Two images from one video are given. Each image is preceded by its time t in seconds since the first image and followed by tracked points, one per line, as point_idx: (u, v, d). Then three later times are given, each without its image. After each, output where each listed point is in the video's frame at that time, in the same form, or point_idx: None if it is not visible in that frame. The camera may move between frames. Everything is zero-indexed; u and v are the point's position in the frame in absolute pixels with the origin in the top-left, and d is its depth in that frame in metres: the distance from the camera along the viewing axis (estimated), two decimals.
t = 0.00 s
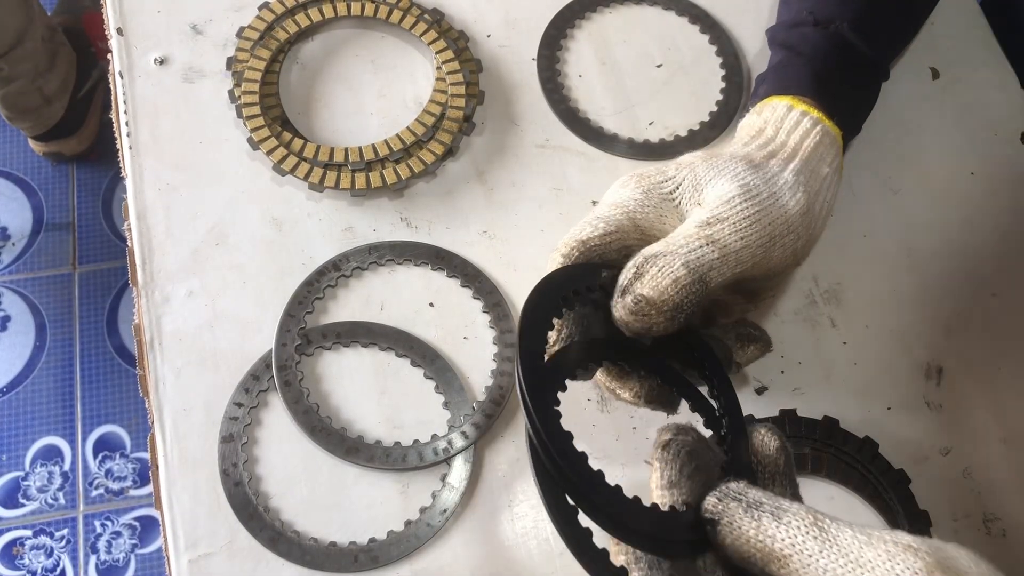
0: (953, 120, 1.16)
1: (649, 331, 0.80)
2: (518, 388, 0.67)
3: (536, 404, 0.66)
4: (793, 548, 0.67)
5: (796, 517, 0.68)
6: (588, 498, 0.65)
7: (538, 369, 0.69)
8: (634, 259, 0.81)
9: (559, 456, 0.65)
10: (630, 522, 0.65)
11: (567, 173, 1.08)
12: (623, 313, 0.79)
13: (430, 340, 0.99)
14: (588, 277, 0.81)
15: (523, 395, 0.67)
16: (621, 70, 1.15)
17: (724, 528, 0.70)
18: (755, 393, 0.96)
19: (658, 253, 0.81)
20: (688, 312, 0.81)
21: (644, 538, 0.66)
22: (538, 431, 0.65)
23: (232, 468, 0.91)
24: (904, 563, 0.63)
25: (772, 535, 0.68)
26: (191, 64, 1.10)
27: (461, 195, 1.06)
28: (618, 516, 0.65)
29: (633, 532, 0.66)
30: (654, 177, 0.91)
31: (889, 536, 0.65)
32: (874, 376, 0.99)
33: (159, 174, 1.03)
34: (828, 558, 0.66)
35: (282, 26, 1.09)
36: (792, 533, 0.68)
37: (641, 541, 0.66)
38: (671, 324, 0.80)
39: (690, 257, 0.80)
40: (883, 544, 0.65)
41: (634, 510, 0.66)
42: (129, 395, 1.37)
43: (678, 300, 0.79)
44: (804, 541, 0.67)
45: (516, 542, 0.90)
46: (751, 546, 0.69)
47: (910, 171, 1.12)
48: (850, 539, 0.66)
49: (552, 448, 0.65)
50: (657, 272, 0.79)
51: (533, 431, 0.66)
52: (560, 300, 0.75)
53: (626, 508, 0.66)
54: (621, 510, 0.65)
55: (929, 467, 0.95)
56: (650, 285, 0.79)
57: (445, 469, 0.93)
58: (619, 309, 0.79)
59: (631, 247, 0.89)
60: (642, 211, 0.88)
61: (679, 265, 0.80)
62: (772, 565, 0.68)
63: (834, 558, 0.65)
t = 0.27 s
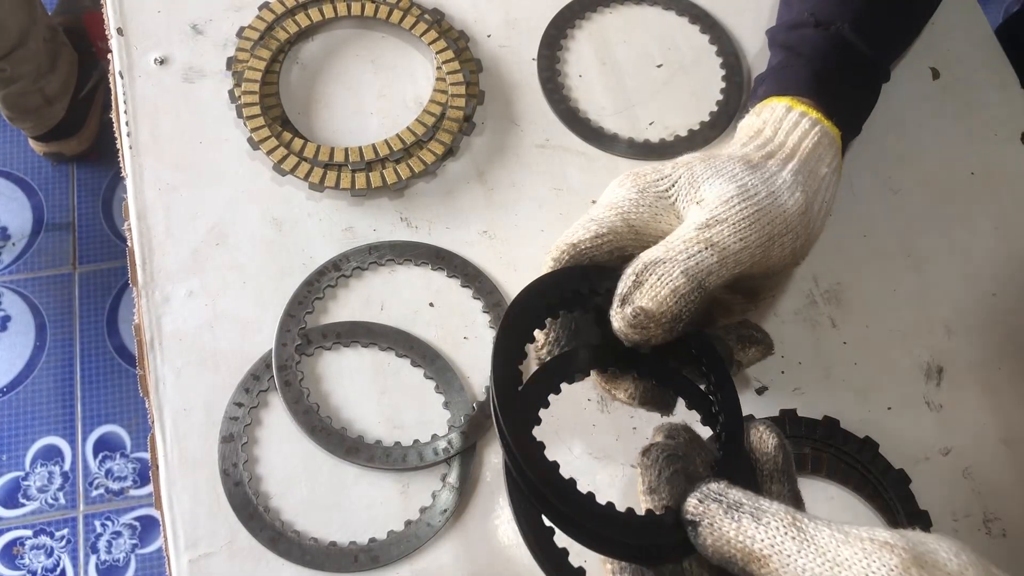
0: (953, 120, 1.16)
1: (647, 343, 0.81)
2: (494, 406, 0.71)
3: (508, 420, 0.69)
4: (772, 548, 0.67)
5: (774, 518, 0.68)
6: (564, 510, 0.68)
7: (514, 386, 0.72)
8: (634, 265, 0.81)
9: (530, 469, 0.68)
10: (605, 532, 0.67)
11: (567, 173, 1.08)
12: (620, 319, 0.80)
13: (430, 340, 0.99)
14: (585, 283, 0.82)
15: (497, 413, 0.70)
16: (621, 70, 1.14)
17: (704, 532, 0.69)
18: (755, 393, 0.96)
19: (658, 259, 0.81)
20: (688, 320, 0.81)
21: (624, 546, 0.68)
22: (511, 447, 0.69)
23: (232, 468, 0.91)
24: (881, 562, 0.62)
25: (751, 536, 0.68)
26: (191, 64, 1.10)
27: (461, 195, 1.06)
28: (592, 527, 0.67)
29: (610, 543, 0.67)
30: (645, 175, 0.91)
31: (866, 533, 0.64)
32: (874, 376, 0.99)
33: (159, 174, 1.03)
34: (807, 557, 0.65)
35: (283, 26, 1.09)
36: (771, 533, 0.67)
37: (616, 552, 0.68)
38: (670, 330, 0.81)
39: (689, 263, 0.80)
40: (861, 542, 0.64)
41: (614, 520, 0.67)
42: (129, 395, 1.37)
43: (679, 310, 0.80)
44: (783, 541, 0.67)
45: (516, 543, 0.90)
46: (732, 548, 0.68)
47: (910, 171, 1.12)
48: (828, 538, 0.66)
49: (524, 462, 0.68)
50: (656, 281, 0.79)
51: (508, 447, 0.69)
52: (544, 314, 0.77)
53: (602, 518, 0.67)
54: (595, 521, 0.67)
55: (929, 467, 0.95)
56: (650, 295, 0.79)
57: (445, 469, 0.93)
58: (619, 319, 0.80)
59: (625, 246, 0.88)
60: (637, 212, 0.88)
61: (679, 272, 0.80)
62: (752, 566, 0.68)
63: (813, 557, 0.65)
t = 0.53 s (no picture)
0: (953, 119, 1.16)
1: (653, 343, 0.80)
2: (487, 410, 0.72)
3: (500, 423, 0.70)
4: (800, 528, 0.68)
5: (801, 497, 0.69)
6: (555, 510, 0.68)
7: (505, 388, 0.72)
8: (644, 269, 0.81)
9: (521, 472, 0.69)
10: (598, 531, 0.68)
11: (567, 173, 1.08)
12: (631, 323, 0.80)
13: (430, 340, 0.99)
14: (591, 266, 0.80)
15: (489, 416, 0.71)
16: (621, 70, 1.15)
17: (733, 510, 0.69)
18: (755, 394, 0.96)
19: (668, 260, 0.81)
20: (701, 320, 0.82)
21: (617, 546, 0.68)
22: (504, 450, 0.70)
23: (232, 468, 0.91)
24: (907, 540, 0.64)
25: (779, 515, 0.69)
26: (191, 63, 1.10)
27: (461, 195, 1.06)
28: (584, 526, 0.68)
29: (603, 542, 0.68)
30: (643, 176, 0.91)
31: (890, 512, 0.67)
32: (874, 376, 0.99)
33: (159, 174, 1.03)
34: (833, 536, 0.67)
35: (283, 26, 1.09)
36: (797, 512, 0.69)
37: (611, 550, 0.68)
38: (685, 332, 0.81)
39: (700, 263, 0.81)
40: (885, 521, 0.66)
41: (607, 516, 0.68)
42: (129, 395, 1.37)
43: (693, 311, 0.80)
44: (810, 519, 0.68)
45: (515, 543, 0.90)
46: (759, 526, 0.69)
47: (910, 171, 1.12)
48: (852, 518, 0.67)
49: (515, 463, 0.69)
50: (668, 283, 0.80)
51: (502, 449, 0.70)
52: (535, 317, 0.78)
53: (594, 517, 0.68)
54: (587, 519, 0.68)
55: (929, 467, 0.95)
56: (662, 298, 0.79)
57: (445, 469, 0.93)
58: (631, 325, 0.80)
59: (630, 251, 0.89)
60: (640, 215, 0.88)
61: (690, 273, 0.80)
62: (778, 544, 0.69)
63: (839, 536, 0.67)
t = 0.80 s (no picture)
0: (953, 120, 1.16)
1: (650, 347, 0.81)
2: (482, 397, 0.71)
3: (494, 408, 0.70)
4: (784, 528, 0.68)
5: (784, 496, 0.69)
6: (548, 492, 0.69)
7: (499, 371, 0.72)
8: (633, 268, 0.81)
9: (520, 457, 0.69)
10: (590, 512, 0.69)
11: (566, 173, 1.08)
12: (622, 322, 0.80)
13: (430, 340, 0.99)
14: (598, 273, 0.83)
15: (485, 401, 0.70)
16: (621, 70, 1.15)
17: (717, 512, 0.70)
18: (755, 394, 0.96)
19: (658, 260, 0.81)
20: (691, 321, 0.81)
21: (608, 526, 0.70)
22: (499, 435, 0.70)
23: (232, 468, 0.91)
24: (890, 532, 0.65)
25: (763, 516, 0.69)
26: (191, 63, 1.10)
27: (461, 195, 1.06)
28: (578, 507, 0.69)
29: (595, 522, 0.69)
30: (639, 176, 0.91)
31: (873, 505, 0.67)
32: (874, 376, 0.99)
33: (159, 174, 1.03)
34: (817, 532, 0.67)
35: (283, 26, 1.09)
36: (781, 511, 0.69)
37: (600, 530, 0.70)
38: (674, 332, 0.81)
39: (688, 262, 0.81)
40: (867, 515, 0.66)
41: (599, 498, 0.69)
42: (129, 395, 1.37)
43: (681, 311, 0.80)
44: (794, 518, 0.68)
45: (515, 543, 0.90)
46: (744, 528, 0.70)
47: (910, 171, 1.12)
48: (835, 513, 0.67)
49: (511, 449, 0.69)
50: (656, 283, 0.80)
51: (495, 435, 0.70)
52: (530, 300, 0.77)
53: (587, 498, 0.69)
54: (580, 500, 0.69)
55: (929, 466, 0.95)
56: (650, 297, 0.79)
57: (445, 469, 0.93)
58: (621, 324, 0.80)
59: (626, 250, 0.89)
60: (634, 214, 0.88)
61: (678, 272, 0.80)
62: (763, 544, 0.70)
63: (823, 532, 0.67)
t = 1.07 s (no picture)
0: (953, 120, 1.16)
1: (656, 343, 0.81)
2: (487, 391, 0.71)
3: (500, 403, 0.69)
4: (793, 521, 0.68)
5: (793, 490, 0.69)
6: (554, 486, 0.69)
7: (502, 366, 0.71)
8: (639, 264, 0.81)
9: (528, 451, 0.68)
10: (598, 504, 0.68)
11: (567, 173, 1.08)
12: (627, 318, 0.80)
13: (430, 340, 0.99)
14: (604, 267, 0.83)
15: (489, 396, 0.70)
16: (621, 70, 1.14)
17: (724, 504, 0.70)
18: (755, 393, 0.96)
19: (664, 255, 0.81)
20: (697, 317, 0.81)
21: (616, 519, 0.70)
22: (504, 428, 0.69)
23: (232, 468, 0.91)
24: (901, 528, 0.65)
25: (772, 509, 0.69)
26: (191, 63, 1.10)
27: (461, 195, 1.06)
28: (587, 499, 0.68)
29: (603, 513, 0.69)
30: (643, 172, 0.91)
31: (884, 501, 0.67)
32: (874, 376, 0.99)
33: (159, 174, 1.03)
34: (827, 526, 0.67)
35: (283, 26, 1.09)
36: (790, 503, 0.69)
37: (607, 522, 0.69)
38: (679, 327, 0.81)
39: (694, 258, 0.81)
40: (879, 510, 0.66)
41: (606, 490, 0.69)
42: (129, 395, 1.37)
43: (687, 308, 0.80)
44: (803, 510, 0.68)
45: (515, 543, 0.90)
46: (751, 520, 0.70)
47: (910, 172, 1.12)
48: (846, 508, 0.68)
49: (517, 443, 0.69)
50: (662, 279, 0.80)
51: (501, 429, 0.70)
52: (532, 294, 0.76)
53: (594, 490, 0.69)
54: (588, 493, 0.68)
55: (929, 466, 0.95)
56: (656, 294, 0.80)
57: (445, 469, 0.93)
58: (627, 319, 0.80)
59: (630, 246, 0.90)
60: (639, 210, 0.88)
61: (685, 268, 0.80)
62: (771, 537, 0.69)
63: (833, 526, 0.67)
